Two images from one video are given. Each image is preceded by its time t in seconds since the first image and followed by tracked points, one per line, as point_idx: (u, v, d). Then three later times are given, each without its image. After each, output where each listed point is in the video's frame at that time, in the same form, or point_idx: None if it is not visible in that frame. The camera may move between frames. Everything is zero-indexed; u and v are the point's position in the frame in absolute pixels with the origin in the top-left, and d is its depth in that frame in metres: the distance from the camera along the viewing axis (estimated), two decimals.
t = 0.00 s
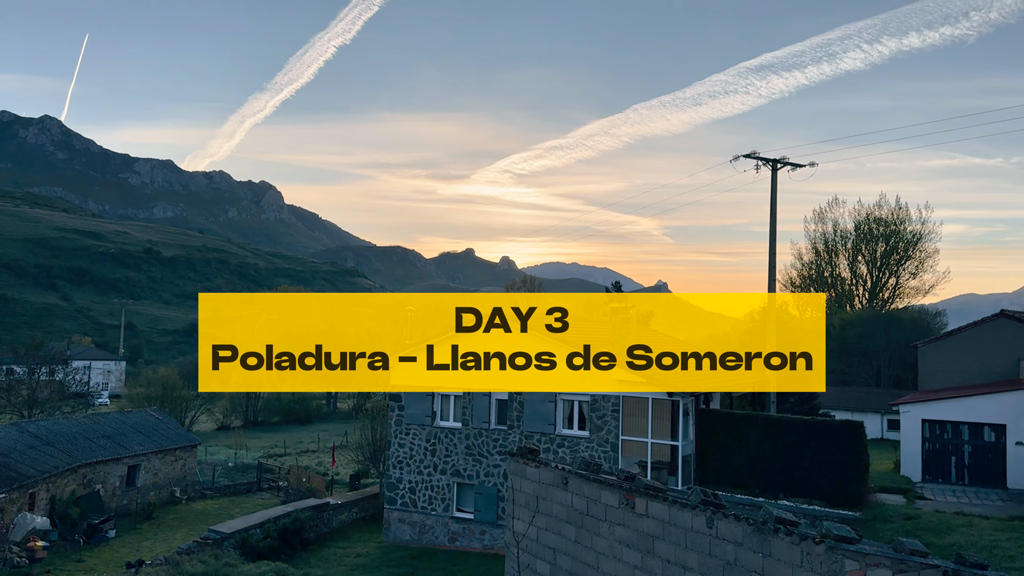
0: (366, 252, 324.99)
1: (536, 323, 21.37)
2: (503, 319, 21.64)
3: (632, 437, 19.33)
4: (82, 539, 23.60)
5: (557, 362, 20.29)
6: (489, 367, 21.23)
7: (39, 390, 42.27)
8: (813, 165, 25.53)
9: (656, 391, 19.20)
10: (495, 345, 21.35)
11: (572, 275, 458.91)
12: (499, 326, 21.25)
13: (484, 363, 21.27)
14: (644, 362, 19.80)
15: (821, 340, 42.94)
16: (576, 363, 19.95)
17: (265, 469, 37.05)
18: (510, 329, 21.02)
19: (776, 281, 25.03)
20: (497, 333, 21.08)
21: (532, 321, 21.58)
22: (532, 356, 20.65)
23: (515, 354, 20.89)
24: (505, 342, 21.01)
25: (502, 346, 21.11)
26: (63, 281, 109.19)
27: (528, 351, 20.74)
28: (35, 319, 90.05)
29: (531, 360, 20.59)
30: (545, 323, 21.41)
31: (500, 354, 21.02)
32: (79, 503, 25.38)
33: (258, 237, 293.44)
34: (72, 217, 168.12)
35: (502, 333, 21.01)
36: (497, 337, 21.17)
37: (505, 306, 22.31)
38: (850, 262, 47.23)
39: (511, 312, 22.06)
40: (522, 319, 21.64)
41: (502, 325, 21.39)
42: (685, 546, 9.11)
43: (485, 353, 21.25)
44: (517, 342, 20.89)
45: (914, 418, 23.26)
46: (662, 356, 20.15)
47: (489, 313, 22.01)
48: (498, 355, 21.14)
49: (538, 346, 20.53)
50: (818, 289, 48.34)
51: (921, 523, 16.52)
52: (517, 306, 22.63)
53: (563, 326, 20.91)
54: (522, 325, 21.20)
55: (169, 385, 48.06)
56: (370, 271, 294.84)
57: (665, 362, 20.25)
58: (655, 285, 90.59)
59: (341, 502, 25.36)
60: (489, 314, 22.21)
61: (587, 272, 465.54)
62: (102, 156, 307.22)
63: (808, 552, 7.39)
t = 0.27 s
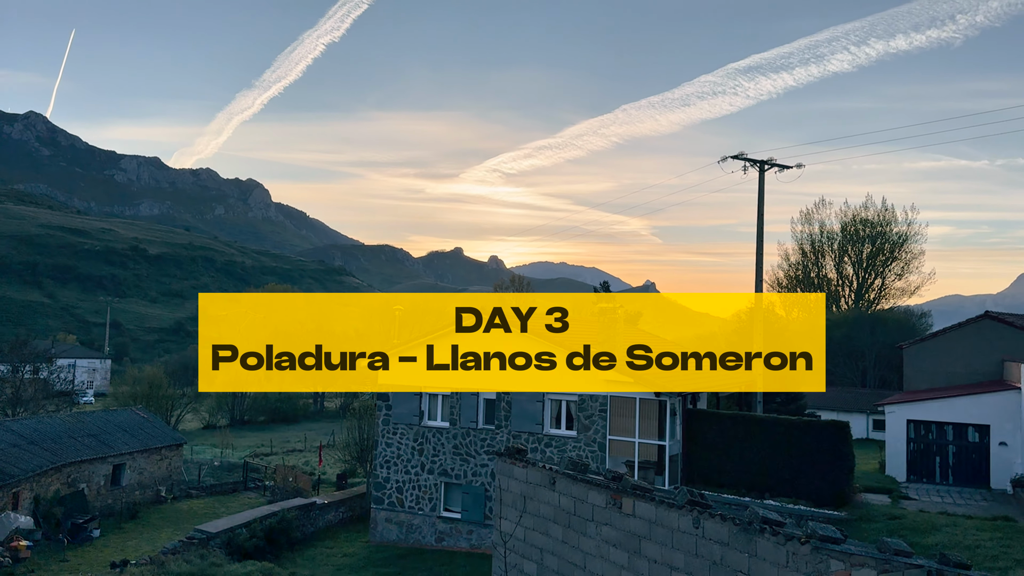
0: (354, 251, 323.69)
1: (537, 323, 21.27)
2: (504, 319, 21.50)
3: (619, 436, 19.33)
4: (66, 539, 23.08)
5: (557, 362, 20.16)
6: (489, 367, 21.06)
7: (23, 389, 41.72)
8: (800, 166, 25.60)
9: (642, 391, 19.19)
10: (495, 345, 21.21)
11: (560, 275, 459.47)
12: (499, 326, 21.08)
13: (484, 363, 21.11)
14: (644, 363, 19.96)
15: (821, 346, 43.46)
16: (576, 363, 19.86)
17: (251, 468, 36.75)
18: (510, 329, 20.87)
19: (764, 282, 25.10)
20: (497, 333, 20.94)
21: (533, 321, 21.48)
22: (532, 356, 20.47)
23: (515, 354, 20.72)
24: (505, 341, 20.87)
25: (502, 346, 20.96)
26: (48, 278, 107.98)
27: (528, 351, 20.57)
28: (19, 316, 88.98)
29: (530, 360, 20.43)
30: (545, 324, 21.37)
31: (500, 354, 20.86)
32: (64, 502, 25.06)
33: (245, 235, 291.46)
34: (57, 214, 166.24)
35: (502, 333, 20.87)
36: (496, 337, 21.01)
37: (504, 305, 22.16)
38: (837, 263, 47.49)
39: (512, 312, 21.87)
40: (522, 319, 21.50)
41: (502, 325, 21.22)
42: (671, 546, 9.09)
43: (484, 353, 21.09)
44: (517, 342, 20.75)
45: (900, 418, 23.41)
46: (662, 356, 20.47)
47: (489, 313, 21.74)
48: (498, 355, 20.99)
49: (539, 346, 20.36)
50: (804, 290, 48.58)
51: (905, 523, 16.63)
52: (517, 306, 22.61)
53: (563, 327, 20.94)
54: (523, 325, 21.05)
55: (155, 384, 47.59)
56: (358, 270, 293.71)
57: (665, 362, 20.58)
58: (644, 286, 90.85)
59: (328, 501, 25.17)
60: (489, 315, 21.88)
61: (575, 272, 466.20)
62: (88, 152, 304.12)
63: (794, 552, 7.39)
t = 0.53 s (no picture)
0: (343, 250, 322.35)
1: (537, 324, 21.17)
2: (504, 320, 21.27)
3: (607, 436, 19.31)
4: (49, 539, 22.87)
5: (557, 362, 19.98)
6: (489, 367, 20.78)
7: (6, 388, 41.20)
8: (787, 168, 25.74)
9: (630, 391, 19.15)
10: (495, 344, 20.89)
11: (549, 274, 459.96)
12: (499, 326, 20.86)
13: (484, 363, 20.83)
14: (644, 362, 20.27)
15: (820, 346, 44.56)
16: (576, 363, 19.68)
17: (238, 468, 36.47)
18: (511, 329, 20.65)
19: (751, 283, 25.19)
20: (498, 333, 20.72)
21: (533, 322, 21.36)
22: (533, 356, 20.24)
23: (515, 354, 20.46)
24: (505, 341, 20.62)
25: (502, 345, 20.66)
26: (32, 276, 106.77)
27: (528, 351, 20.34)
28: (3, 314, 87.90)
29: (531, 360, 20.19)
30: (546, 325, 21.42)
31: (501, 354, 20.58)
32: (48, 502, 24.73)
33: (233, 234, 289.58)
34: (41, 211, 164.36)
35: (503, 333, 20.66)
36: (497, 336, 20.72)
37: (504, 305, 22.06)
38: (823, 264, 47.74)
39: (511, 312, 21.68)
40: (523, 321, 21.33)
41: (502, 325, 21.00)
42: (658, 546, 9.06)
43: (485, 353, 20.82)
44: (517, 342, 20.50)
45: (885, 418, 23.50)
46: (662, 356, 20.87)
47: (489, 313, 21.48)
48: (498, 355, 20.72)
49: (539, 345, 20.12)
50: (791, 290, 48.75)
51: (890, 523, 16.72)
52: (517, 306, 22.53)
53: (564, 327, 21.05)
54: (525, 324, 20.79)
55: (140, 383, 47.12)
56: (346, 269, 292.49)
57: (665, 362, 21.00)
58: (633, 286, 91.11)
59: (315, 501, 25.00)
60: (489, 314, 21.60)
61: (564, 272, 466.79)
62: (74, 149, 300.98)
63: (779, 552, 7.38)
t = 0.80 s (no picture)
0: (331, 248, 320.87)
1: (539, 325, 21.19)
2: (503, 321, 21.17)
3: (594, 436, 19.28)
4: (34, 537, 22.57)
5: (557, 362, 19.80)
6: (489, 367, 20.55)
7: None
8: (774, 170, 25.86)
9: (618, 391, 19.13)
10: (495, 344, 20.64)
11: (537, 274, 460.14)
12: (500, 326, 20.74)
13: (484, 363, 20.60)
14: (644, 362, 20.56)
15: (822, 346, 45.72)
16: (576, 363, 19.50)
17: (224, 467, 36.15)
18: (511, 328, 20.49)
19: (739, 283, 25.26)
20: (498, 333, 20.55)
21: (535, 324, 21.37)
22: (533, 356, 20.01)
23: (515, 354, 20.21)
24: (505, 341, 20.40)
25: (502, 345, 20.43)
26: (16, 273, 105.47)
27: (528, 350, 20.08)
28: None
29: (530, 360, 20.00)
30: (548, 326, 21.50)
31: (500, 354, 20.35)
32: (33, 501, 24.40)
33: (220, 232, 287.58)
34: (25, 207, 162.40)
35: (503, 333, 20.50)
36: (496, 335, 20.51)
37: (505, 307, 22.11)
38: (810, 264, 47.94)
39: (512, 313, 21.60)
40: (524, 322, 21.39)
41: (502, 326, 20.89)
42: (645, 546, 9.02)
43: (485, 353, 20.60)
44: (517, 342, 20.26)
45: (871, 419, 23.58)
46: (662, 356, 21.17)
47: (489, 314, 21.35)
48: (498, 355, 20.48)
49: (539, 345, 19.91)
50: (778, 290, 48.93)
51: (875, 523, 16.80)
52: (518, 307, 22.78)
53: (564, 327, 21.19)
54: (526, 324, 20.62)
55: (126, 381, 46.63)
56: (335, 268, 291.26)
57: (666, 361, 21.38)
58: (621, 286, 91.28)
59: (302, 501, 24.80)
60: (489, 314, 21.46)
61: (552, 272, 467.15)
62: (60, 145, 297.82)
63: (765, 552, 7.35)
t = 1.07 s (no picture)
0: (319, 247, 319.34)
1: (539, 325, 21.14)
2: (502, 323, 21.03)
3: (581, 436, 19.26)
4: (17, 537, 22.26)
5: (557, 362, 19.63)
6: (489, 367, 20.37)
7: None
8: (761, 171, 25.99)
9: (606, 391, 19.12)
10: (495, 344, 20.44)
11: (526, 274, 460.23)
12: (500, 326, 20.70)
13: (483, 363, 20.42)
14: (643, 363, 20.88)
15: (818, 346, 45.90)
16: (576, 363, 19.41)
17: (210, 467, 35.85)
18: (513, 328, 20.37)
19: (725, 283, 25.34)
20: (498, 333, 20.45)
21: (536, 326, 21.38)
22: (532, 356, 19.83)
23: (515, 354, 20.01)
24: (505, 342, 20.20)
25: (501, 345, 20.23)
26: None
27: (527, 350, 19.90)
28: None
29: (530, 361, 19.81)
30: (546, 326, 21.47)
31: (500, 354, 20.15)
32: (16, 501, 24.08)
33: (207, 230, 285.43)
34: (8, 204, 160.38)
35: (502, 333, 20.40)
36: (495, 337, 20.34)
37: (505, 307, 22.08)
38: (796, 265, 48.20)
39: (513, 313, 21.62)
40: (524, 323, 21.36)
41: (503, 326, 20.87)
42: (631, 547, 9.00)
43: (484, 353, 20.42)
44: (517, 342, 20.06)
45: (856, 419, 23.76)
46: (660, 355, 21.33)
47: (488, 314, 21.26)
48: (498, 355, 20.29)
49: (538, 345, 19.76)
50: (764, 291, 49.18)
51: (861, 523, 16.89)
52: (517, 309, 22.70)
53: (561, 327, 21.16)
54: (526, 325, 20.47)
55: (112, 380, 46.14)
56: (322, 267, 289.95)
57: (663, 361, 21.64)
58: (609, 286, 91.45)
59: (288, 501, 24.61)
60: (488, 315, 21.37)
61: (541, 271, 467.39)
62: (44, 141, 294.49)
63: (752, 553, 7.34)
